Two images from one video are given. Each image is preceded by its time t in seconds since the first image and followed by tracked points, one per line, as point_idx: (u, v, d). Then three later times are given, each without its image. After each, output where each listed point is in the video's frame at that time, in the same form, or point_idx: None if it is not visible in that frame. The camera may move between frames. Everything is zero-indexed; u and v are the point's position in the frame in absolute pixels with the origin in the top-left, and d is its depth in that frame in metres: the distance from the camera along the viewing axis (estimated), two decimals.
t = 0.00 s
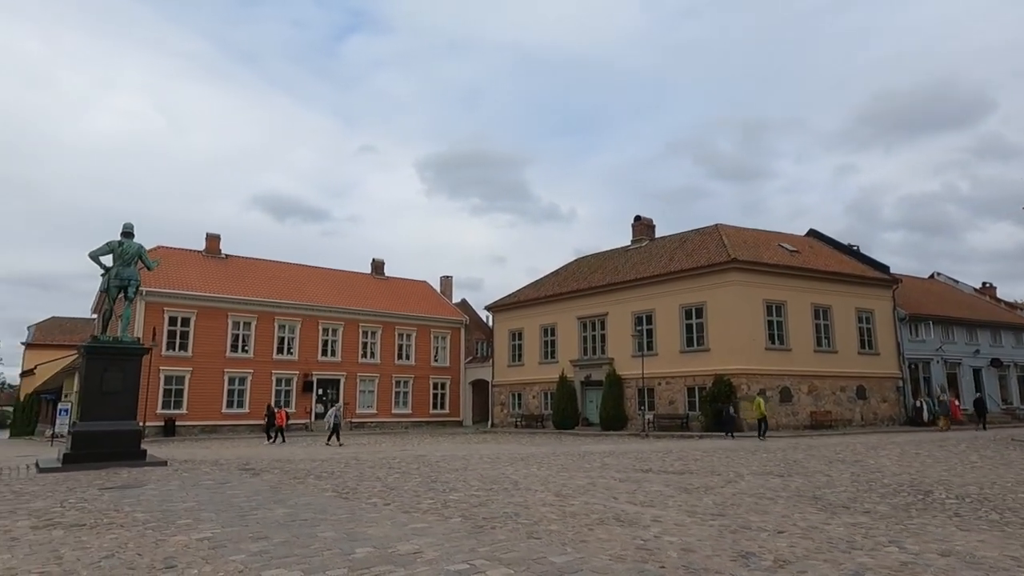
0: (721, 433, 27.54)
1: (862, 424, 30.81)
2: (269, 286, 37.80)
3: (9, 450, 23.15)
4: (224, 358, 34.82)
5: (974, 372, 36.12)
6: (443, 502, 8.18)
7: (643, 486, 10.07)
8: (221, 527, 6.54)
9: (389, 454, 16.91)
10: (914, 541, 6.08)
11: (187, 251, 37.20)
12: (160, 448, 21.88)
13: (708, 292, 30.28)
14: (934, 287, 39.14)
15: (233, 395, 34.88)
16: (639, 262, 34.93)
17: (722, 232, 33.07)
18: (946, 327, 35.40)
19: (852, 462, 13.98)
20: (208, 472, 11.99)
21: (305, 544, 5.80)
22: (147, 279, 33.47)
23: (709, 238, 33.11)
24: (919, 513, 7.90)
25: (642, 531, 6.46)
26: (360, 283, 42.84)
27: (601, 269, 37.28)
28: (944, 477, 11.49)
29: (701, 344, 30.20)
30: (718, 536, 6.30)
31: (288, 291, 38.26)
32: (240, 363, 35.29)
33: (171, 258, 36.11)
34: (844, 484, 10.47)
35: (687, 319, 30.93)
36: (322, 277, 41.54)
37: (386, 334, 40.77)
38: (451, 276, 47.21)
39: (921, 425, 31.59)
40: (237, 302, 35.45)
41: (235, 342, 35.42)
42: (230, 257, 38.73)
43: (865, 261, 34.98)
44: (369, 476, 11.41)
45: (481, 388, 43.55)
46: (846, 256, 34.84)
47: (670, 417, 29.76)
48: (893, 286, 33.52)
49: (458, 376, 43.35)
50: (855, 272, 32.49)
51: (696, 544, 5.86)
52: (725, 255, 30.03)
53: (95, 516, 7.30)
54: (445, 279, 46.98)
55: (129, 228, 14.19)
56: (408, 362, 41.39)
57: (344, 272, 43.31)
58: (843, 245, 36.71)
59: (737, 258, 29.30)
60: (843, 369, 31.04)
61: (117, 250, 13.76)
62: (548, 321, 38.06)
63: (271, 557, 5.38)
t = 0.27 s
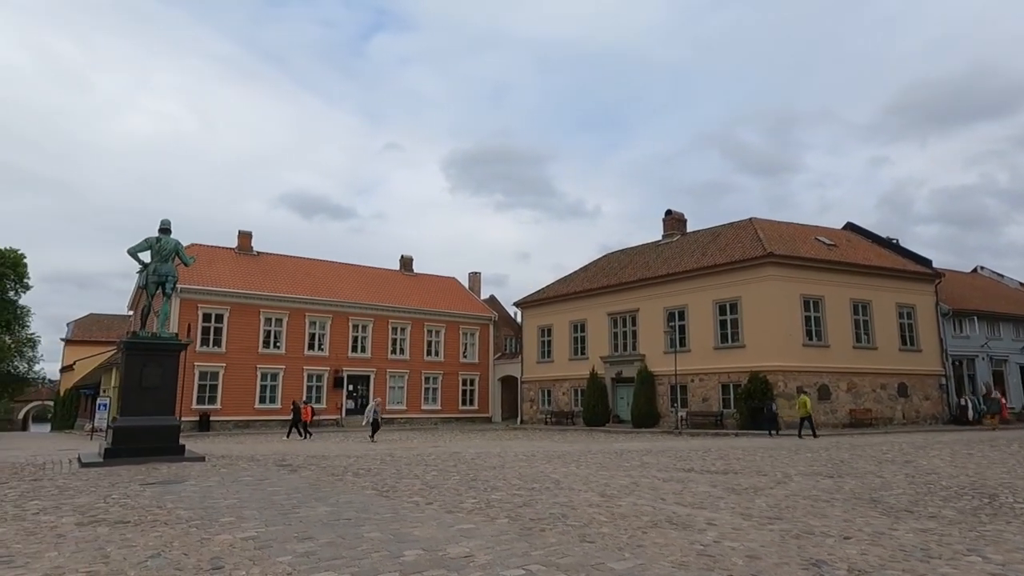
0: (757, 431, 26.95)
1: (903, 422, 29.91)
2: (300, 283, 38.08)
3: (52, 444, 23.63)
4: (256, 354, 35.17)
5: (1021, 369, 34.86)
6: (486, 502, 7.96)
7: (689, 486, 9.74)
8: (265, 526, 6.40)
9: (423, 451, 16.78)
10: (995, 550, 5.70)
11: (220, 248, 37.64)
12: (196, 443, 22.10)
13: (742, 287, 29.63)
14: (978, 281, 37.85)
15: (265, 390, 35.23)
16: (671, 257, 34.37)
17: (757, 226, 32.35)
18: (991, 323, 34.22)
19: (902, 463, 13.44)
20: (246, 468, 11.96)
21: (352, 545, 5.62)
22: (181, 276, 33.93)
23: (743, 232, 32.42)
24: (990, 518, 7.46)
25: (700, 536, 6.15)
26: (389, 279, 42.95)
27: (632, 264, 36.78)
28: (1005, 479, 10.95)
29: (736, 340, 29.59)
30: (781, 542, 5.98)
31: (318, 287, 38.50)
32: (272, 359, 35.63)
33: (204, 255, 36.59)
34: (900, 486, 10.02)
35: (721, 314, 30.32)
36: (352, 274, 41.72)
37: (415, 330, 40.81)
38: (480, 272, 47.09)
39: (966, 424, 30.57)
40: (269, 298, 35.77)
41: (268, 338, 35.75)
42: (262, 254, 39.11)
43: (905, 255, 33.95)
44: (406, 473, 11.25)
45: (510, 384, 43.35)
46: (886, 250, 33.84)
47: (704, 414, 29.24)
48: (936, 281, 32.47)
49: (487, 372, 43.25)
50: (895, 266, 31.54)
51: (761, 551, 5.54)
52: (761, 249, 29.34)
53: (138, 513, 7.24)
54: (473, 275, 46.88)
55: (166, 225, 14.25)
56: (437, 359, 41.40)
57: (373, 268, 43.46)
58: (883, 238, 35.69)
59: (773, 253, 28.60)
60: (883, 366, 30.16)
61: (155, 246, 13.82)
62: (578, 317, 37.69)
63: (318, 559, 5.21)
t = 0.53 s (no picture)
0: (776, 430, 26.53)
1: (925, 421, 29.35)
2: (314, 280, 38.04)
3: (68, 441, 23.67)
4: (270, 351, 35.16)
5: None
6: (509, 502, 7.72)
7: (716, 486, 9.45)
8: (284, 527, 6.21)
9: (439, 449, 16.56)
10: None
11: (234, 246, 37.67)
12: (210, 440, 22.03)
13: (761, 283, 29.18)
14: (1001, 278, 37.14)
15: (279, 388, 35.22)
16: (687, 254, 33.96)
17: (775, 222, 31.87)
18: (1016, 320, 33.55)
19: (933, 463, 13.05)
20: (262, 466, 11.80)
21: (375, 547, 5.41)
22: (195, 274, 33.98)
23: (760, 228, 31.95)
24: None
25: (737, 540, 5.87)
26: (402, 277, 42.84)
27: (647, 261, 36.41)
28: None
29: (754, 338, 29.16)
30: (824, 546, 5.68)
31: (332, 284, 38.44)
32: (286, 357, 35.62)
33: (218, 253, 36.63)
34: (937, 487, 9.66)
35: (739, 311, 29.90)
36: (365, 271, 41.64)
37: (429, 328, 40.67)
38: (493, 270, 46.87)
39: (989, 423, 29.96)
40: (282, 296, 35.76)
41: (281, 336, 35.74)
42: (275, 252, 39.10)
43: (927, 251, 33.34)
44: (424, 472, 11.03)
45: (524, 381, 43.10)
46: (907, 246, 33.26)
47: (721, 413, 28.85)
48: (958, 277, 31.84)
49: (500, 370, 43.04)
50: (917, 262, 30.96)
51: (805, 556, 5.26)
52: (780, 245, 28.87)
53: (154, 512, 7.07)
54: (486, 272, 46.67)
55: (181, 220, 14.13)
56: (451, 356, 41.24)
57: (386, 266, 43.36)
58: (903, 234, 35.07)
59: (792, 249, 28.13)
60: (904, 364, 29.61)
61: (170, 242, 13.70)
62: (592, 315, 37.37)
63: (341, 562, 5.00)
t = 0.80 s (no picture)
0: (797, 429, 26.05)
1: (950, 421, 28.73)
2: (328, 278, 37.99)
3: (87, 439, 23.71)
4: (285, 350, 35.14)
5: None
6: (537, 507, 7.45)
7: (747, 490, 9.13)
8: (306, 533, 5.99)
9: (457, 448, 16.32)
10: None
11: (249, 245, 37.71)
12: (227, 439, 21.95)
13: (780, 280, 28.69)
14: None
15: (294, 386, 35.20)
16: (705, 250, 33.50)
17: (794, 217, 31.34)
18: None
19: (966, 464, 12.64)
20: (279, 467, 11.62)
21: (402, 556, 5.17)
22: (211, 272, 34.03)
23: (779, 224, 31.44)
24: None
25: (781, 549, 5.58)
26: (416, 275, 42.71)
27: (663, 258, 36.00)
28: None
29: (773, 335, 28.69)
30: (874, 557, 5.38)
31: (346, 283, 38.36)
32: (301, 355, 35.59)
33: (233, 251, 36.66)
34: (977, 490, 9.29)
35: (758, 309, 29.44)
36: (379, 269, 41.54)
37: (443, 326, 40.50)
38: (507, 267, 46.62)
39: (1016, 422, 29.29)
40: (297, 294, 35.72)
41: (296, 334, 35.71)
42: (290, 250, 39.09)
43: (950, 247, 32.66)
44: (444, 473, 10.80)
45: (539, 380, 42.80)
46: (930, 242, 32.59)
47: (740, 411, 28.43)
48: (983, 273, 31.16)
49: (515, 368, 42.80)
50: (940, 258, 30.32)
51: (857, 568, 4.96)
52: (800, 241, 28.36)
53: (171, 516, 6.88)
54: (500, 270, 46.44)
55: (197, 218, 13.99)
56: (465, 354, 41.05)
57: (400, 264, 43.25)
58: (926, 230, 34.39)
59: (813, 244, 27.62)
60: (928, 362, 29.00)
61: (186, 239, 13.57)
62: (608, 312, 37.00)
63: (366, 572, 4.77)
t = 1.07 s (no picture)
0: (819, 429, 25.57)
1: (976, 420, 28.10)
2: (343, 278, 37.94)
3: (105, 438, 23.73)
4: (301, 349, 35.13)
5: None
6: (566, 509, 7.20)
7: (781, 491, 8.82)
8: (330, 536, 5.78)
9: (476, 448, 16.09)
10: None
11: (264, 244, 37.74)
12: (244, 438, 21.88)
13: (801, 277, 28.19)
14: None
15: (310, 385, 35.18)
16: (723, 247, 33.05)
17: (815, 213, 30.81)
18: None
19: (1004, 466, 12.20)
20: (299, 467, 11.45)
21: (432, 561, 4.94)
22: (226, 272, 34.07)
23: (799, 220, 30.92)
24: None
25: (830, 555, 5.28)
26: (431, 274, 42.57)
27: (680, 256, 35.57)
28: None
29: (794, 333, 28.20)
30: (932, 564, 5.07)
31: (361, 282, 38.28)
32: (316, 354, 35.55)
33: (248, 251, 36.71)
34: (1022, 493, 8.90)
35: (778, 306, 28.96)
36: (394, 268, 41.45)
37: (458, 325, 40.33)
38: (521, 266, 46.36)
39: None
40: (312, 293, 35.70)
41: (311, 333, 35.69)
42: (304, 250, 39.08)
43: (975, 243, 31.98)
44: (465, 473, 10.57)
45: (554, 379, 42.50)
46: (954, 238, 31.93)
47: (760, 411, 27.98)
48: (1010, 269, 30.46)
49: (530, 367, 42.55)
50: (966, 253, 29.68)
51: None
52: (822, 237, 27.84)
53: (191, 518, 6.68)
54: (515, 268, 46.19)
55: (214, 215, 13.87)
56: (480, 354, 40.86)
57: (414, 263, 43.12)
58: (950, 226, 33.70)
59: (835, 240, 27.10)
60: (953, 361, 28.39)
61: (203, 237, 13.44)
62: (624, 311, 36.64)
63: None
